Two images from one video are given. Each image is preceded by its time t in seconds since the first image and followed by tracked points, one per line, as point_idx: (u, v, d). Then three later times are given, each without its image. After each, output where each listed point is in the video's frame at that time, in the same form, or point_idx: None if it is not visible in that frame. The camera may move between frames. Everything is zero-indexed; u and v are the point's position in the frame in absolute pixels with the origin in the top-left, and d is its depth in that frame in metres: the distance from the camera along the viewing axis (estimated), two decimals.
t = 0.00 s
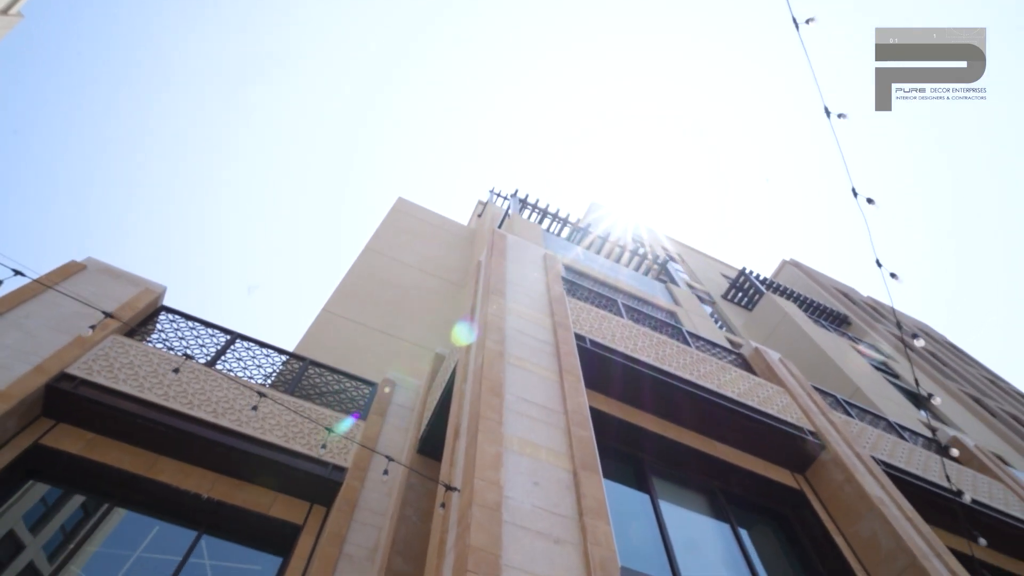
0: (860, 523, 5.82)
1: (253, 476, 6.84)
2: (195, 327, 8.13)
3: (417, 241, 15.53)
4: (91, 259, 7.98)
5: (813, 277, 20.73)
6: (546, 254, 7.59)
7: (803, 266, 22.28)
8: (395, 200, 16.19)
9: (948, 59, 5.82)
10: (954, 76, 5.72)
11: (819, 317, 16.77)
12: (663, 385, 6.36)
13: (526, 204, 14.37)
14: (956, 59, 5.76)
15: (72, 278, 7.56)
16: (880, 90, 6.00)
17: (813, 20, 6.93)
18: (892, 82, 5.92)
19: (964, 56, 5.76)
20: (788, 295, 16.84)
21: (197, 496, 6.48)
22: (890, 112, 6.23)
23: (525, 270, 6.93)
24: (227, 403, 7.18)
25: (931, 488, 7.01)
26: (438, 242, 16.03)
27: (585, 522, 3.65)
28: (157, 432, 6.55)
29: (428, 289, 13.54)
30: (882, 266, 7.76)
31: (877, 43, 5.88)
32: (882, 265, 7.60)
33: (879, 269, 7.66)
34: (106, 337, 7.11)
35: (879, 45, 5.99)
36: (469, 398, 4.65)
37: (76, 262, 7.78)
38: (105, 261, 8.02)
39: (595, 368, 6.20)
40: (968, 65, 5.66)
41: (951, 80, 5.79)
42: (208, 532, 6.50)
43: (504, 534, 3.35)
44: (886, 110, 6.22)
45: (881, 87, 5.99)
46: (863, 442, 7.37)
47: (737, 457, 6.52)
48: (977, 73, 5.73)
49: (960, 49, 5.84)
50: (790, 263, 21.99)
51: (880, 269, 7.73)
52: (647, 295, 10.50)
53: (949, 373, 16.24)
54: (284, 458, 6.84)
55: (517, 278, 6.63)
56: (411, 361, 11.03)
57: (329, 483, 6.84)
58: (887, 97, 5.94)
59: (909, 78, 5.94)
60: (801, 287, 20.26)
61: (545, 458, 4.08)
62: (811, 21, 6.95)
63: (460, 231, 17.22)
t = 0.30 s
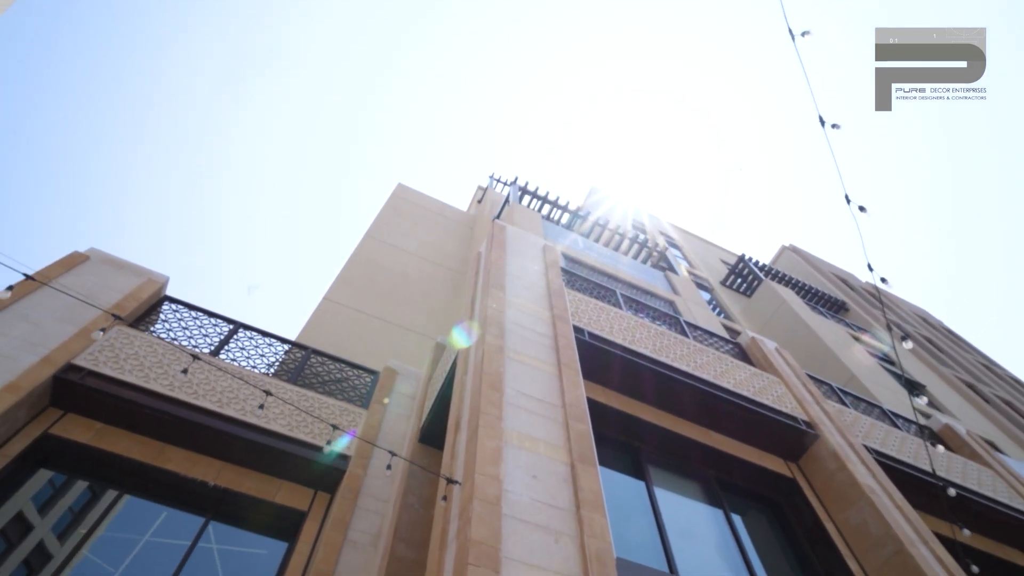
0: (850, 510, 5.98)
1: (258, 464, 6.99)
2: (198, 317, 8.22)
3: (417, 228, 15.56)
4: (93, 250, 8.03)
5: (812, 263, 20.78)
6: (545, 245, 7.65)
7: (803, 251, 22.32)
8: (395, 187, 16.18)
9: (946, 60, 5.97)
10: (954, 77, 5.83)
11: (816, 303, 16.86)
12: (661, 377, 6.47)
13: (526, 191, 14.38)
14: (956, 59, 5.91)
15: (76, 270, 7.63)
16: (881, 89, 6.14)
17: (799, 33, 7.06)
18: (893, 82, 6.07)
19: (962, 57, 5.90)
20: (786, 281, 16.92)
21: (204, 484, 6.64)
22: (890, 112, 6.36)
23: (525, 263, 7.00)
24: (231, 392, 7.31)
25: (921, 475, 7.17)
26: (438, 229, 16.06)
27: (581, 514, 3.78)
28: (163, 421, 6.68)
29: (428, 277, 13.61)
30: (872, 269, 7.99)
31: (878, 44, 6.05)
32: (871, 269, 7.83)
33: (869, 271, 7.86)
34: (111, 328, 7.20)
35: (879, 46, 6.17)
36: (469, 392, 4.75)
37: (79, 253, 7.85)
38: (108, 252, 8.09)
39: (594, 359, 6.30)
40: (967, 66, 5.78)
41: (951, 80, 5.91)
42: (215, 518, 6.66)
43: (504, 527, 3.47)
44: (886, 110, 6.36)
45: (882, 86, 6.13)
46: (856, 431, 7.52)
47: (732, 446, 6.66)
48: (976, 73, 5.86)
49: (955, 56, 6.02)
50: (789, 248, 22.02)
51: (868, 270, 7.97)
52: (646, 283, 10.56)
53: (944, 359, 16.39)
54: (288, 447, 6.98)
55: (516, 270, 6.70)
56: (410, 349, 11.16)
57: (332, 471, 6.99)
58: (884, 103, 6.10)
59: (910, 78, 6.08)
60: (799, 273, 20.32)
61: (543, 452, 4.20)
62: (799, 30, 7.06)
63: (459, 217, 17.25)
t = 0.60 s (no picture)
0: (844, 503, 6.10)
1: (262, 457, 7.11)
2: (201, 311, 8.30)
3: (417, 220, 15.58)
4: (95, 245, 8.09)
5: (811, 252, 20.81)
6: (546, 240, 7.70)
7: (803, 241, 22.33)
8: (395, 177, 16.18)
9: (946, 60, 6.30)
10: (954, 76, 6.15)
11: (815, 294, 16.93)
12: (658, 372, 6.55)
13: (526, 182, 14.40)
14: (956, 60, 6.24)
15: (79, 265, 7.70)
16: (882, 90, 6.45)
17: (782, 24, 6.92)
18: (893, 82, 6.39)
19: (963, 57, 6.23)
20: (786, 272, 16.98)
21: (209, 477, 6.77)
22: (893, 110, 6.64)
23: (525, 259, 7.06)
24: (235, 386, 7.41)
25: (914, 468, 7.30)
26: (438, 219, 16.08)
27: (580, 510, 3.88)
28: (168, 415, 6.79)
29: (428, 268, 13.67)
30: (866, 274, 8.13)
31: (878, 44, 6.39)
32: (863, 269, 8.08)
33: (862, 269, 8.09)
34: (115, 323, 7.28)
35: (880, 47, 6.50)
36: (470, 390, 4.84)
37: (81, 248, 7.91)
38: (110, 246, 8.15)
39: (593, 355, 6.38)
40: (968, 64, 6.14)
41: (952, 80, 6.23)
42: (221, 510, 6.79)
43: (504, 525, 3.57)
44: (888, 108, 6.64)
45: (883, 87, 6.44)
46: (851, 424, 7.63)
47: (728, 440, 6.77)
48: (976, 72, 6.19)
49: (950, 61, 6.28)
50: (789, 238, 22.03)
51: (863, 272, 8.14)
52: (646, 276, 10.63)
53: (941, 349, 16.49)
54: (292, 440, 7.09)
55: (516, 266, 6.75)
56: (411, 341, 11.25)
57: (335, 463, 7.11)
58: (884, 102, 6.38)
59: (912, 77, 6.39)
60: (799, 263, 20.36)
61: (543, 450, 4.29)
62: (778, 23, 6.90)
63: (459, 208, 17.26)
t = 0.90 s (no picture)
0: (837, 494, 6.24)
1: (267, 448, 7.24)
2: (204, 303, 8.38)
3: (417, 209, 15.61)
4: (98, 238, 8.15)
5: (811, 241, 20.85)
6: (546, 234, 7.74)
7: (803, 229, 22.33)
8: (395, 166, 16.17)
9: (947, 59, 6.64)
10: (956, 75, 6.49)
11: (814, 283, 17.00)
12: (658, 366, 6.65)
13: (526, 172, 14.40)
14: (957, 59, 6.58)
15: (82, 258, 7.77)
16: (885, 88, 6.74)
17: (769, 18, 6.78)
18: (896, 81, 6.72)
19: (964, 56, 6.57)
20: (785, 261, 17.02)
21: (216, 468, 6.91)
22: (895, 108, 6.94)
23: (525, 253, 7.12)
24: (239, 379, 7.52)
25: (907, 459, 7.43)
26: (438, 208, 16.10)
27: (578, 506, 4.00)
28: (174, 408, 6.90)
29: (428, 259, 13.73)
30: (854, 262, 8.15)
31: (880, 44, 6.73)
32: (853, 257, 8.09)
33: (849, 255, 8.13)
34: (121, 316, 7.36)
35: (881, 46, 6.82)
36: (471, 387, 4.94)
37: (84, 242, 7.97)
38: (113, 240, 8.21)
39: (592, 350, 6.47)
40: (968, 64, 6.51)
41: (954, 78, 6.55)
42: (227, 500, 6.93)
43: (505, 521, 3.68)
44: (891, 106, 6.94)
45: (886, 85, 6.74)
46: (846, 416, 7.75)
47: (725, 432, 6.90)
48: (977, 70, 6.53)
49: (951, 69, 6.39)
50: (789, 226, 22.04)
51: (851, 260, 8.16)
52: (645, 268, 10.69)
53: (939, 337, 16.60)
54: (296, 431, 7.21)
55: (517, 261, 6.81)
56: (412, 331, 11.35)
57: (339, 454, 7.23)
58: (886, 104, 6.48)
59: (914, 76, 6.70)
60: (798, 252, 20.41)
61: (543, 446, 4.39)
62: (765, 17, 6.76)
63: (459, 196, 17.26)
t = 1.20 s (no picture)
0: (830, 484, 6.40)
1: (273, 437, 7.39)
2: (209, 294, 8.47)
3: (418, 196, 15.63)
4: (103, 230, 8.21)
5: (811, 227, 20.86)
6: (547, 227, 7.80)
7: (803, 215, 22.30)
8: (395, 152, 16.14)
9: (954, 59, 6.89)
10: (962, 75, 6.72)
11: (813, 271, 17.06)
12: (657, 359, 6.76)
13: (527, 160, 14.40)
14: (963, 60, 6.85)
15: (88, 251, 7.85)
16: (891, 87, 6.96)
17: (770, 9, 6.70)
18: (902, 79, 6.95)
19: (970, 57, 6.87)
20: (785, 248, 17.07)
21: (224, 457, 7.06)
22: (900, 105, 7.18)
23: (526, 246, 7.19)
24: (245, 370, 7.63)
25: (899, 448, 7.60)
26: (438, 196, 16.11)
27: (578, 500, 4.14)
28: (182, 399, 7.03)
29: (429, 247, 13.79)
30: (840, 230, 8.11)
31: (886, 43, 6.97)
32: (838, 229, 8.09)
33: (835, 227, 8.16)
34: (127, 309, 7.46)
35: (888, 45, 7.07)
36: (474, 383, 5.05)
37: (89, 234, 8.04)
38: (117, 232, 8.27)
39: (592, 343, 6.58)
40: (974, 64, 6.79)
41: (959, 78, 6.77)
42: (235, 488, 7.10)
43: (508, 516, 3.81)
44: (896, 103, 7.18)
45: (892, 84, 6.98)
46: (841, 406, 7.90)
47: (723, 423, 7.04)
48: (983, 72, 6.77)
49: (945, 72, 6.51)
50: (789, 212, 22.02)
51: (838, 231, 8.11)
52: (644, 258, 10.76)
53: (936, 325, 16.71)
54: (301, 421, 7.35)
55: (518, 255, 6.88)
56: (414, 320, 11.46)
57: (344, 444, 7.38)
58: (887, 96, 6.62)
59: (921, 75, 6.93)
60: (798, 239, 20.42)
61: (543, 441, 4.52)
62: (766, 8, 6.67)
63: (460, 183, 17.26)
